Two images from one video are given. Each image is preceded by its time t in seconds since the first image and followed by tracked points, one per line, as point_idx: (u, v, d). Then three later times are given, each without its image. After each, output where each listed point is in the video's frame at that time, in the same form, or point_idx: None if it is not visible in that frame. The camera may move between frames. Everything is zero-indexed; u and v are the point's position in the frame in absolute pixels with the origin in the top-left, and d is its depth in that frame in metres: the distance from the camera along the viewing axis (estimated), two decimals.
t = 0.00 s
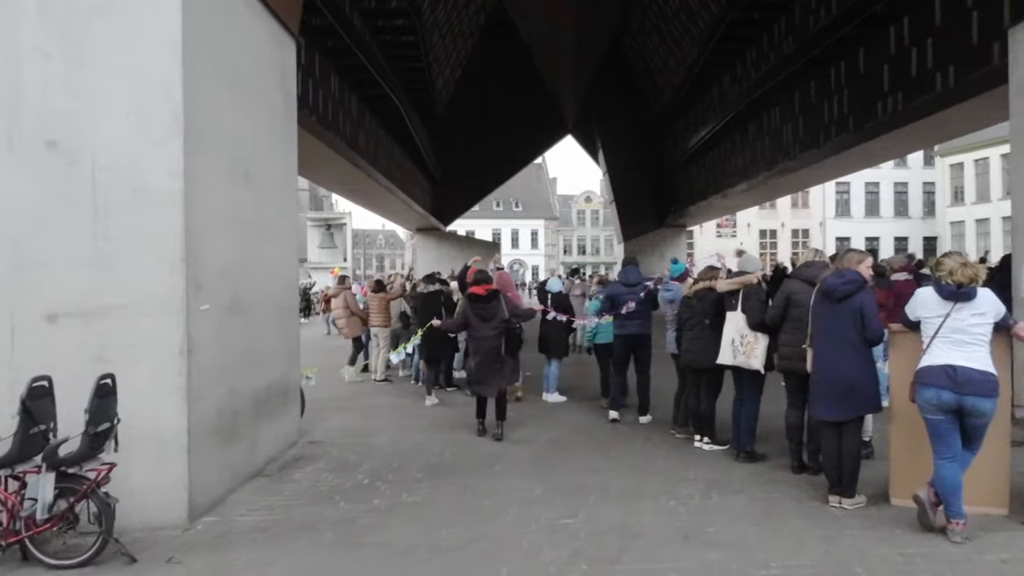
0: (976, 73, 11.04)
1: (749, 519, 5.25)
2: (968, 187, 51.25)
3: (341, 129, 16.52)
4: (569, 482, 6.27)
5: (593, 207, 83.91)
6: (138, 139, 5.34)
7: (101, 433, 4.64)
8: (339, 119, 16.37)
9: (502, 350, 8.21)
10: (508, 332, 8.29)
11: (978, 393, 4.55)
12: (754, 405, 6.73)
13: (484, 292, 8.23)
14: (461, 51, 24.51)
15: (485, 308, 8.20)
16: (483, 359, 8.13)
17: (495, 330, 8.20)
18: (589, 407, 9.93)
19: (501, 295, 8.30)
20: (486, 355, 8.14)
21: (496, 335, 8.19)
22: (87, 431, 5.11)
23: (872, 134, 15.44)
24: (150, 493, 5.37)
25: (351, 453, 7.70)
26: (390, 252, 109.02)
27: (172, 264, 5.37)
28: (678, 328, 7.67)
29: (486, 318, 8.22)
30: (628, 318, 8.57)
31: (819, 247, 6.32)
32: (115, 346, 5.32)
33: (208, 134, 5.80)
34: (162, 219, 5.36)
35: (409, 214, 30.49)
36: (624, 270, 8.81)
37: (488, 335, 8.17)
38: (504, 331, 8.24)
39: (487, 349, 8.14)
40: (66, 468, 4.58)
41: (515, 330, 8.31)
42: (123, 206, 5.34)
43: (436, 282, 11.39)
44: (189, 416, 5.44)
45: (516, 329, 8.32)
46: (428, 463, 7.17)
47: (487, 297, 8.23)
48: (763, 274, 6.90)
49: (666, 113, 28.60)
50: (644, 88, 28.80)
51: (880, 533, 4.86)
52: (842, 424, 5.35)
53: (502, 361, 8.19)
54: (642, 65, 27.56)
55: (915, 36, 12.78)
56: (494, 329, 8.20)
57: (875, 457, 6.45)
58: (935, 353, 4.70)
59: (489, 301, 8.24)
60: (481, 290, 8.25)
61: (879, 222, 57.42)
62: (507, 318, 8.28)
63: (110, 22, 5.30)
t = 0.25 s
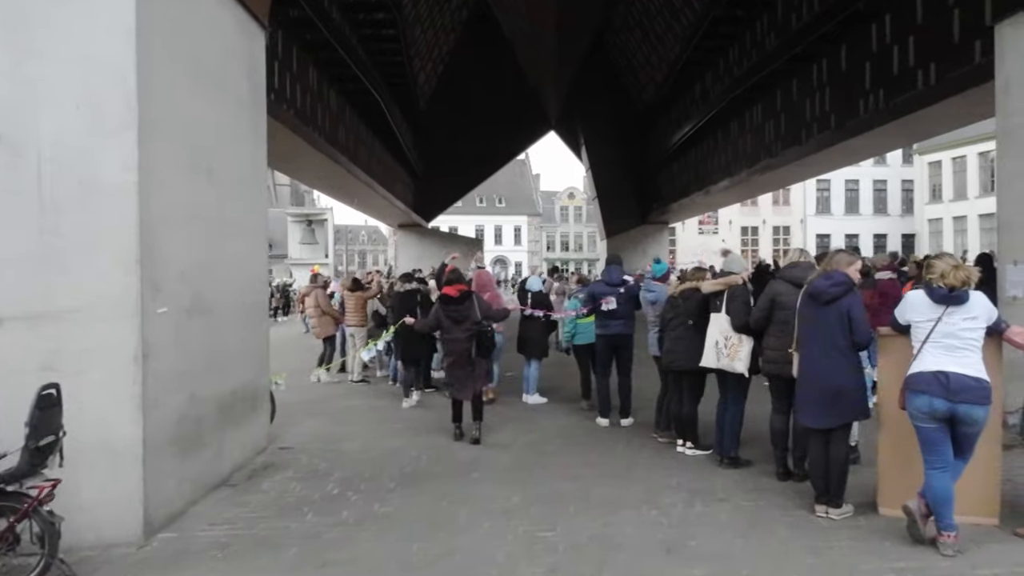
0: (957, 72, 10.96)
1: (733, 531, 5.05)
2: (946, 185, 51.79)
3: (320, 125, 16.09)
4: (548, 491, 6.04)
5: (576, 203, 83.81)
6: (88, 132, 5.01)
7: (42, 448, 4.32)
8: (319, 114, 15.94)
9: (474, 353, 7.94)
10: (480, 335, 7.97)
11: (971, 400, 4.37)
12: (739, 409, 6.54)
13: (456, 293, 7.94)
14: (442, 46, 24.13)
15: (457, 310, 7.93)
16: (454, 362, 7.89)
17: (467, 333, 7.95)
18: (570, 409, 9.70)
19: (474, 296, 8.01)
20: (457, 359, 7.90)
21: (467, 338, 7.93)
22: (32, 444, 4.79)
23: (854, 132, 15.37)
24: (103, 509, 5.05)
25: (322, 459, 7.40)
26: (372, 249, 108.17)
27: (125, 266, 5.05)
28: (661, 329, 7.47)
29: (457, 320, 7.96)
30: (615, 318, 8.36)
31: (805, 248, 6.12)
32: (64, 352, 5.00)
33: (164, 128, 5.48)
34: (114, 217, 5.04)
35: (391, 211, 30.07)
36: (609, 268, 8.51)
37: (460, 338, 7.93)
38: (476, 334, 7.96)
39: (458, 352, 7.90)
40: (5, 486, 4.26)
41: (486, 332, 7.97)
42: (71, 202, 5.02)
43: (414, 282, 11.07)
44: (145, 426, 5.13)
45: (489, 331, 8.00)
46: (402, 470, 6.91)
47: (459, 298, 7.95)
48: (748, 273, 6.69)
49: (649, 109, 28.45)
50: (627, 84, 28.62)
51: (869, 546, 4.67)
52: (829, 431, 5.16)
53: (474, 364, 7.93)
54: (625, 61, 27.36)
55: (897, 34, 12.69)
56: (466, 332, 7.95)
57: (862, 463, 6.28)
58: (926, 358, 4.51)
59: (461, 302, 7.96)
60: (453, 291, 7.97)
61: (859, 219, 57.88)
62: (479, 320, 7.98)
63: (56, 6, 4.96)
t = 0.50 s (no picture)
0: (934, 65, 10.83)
1: (713, 539, 4.81)
2: (918, 180, 52.44)
3: (293, 117, 15.53)
4: (519, 496, 5.76)
5: (554, 197, 83.61)
6: (18, 112, 4.64)
7: None
8: (291, 105, 15.38)
9: (440, 350, 7.62)
10: (445, 332, 7.68)
11: (963, 402, 4.15)
12: (719, 408, 6.30)
13: (420, 288, 7.59)
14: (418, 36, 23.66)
15: (422, 306, 7.58)
16: (420, 360, 7.53)
17: (433, 330, 7.61)
18: (545, 408, 9.42)
19: (439, 291, 7.68)
20: (423, 357, 7.54)
21: (433, 335, 7.59)
22: None
23: (831, 126, 15.26)
24: (36, 525, 4.67)
25: (284, 463, 7.04)
26: (349, 242, 107.04)
27: (59, 260, 4.68)
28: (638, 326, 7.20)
29: (423, 316, 7.61)
30: (590, 314, 8.05)
31: (786, 243, 5.91)
32: None
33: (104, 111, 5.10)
34: (46, 206, 4.67)
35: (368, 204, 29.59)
36: (586, 263, 8.23)
37: (425, 335, 7.58)
38: (441, 330, 7.65)
39: (424, 350, 7.54)
40: None
41: (452, 328, 7.69)
42: None
43: (386, 276, 10.62)
44: (83, 435, 4.74)
45: (455, 328, 7.71)
46: (367, 474, 6.57)
47: (424, 293, 7.60)
48: (729, 269, 6.43)
49: (627, 103, 28.24)
50: (606, 78, 28.36)
51: (854, 555, 4.45)
52: (812, 434, 4.93)
53: (440, 362, 7.60)
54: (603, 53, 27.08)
55: (874, 28, 12.54)
56: (431, 329, 7.61)
57: (844, 464, 6.09)
58: (916, 358, 4.29)
59: (426, 297, 7.62)
60: (418, 286, 7.61)
61: (834, 214, 58.42)
62: (445, 316, 7.67)
63: None
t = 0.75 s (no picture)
0: (917, 60, 10.70)
1: (701, 551, 4.56)
2: (896, 176, 52.92)
3: (268, 109, 15.05)
4: (498, 505, 5.49)
5: (536, 191, 83.36)
6: None
7: None
8: (267, 96, 14.91)
9: (414, 349, 7.30)
10: (419, 329, 7.33)
11: (962, 409, 3.94)
12: (705, 411, 6.06)
13: (392, 285, 7.28)
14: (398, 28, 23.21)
15: (395, 303, 7.28)
16: (393, 360, 7.23)
17: (406, 328, 7.29)
18: (526, 408, 9.15)
19: (413, 287, 7.36)
20: (397, 357, 7.25)
21: (406, 334, 7.29)
22: None
23: (814, 121, 15.13)
24: None
25: (251, 470, 6.70)
26: (329, 236, 105.95)
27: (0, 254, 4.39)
28: (621, 325, 6.96)
29: (396, 314, 7.30)
30: (572, 312, 7.80)
31: (773, 239, 5.66)
32: None
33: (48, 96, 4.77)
34: None
35: (348, 199, 29.07)
36: (569, 259, 7.91)
37: (398, 334, 7.27)
38: (415, 328, 7.32)
39: (397, 349, 7.24)
40: None
41: (426, 326, 7.32)
42: None
43: (363, 272, 10.22)
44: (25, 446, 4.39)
45: (429, 325, 7.37)
46: (338, 481, 6.26)
47: (397, 290, 7.30)
48: (715, 267, 6.22)
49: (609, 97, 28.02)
50: (587, 71, 28.10)
51: (849, 568, 4.23)
52: (803, 440, 4.71)
53: (414, 362, 7.30)
54: (585, 46, 26.81)
55: (857, 22, 12.39)
56: (404, 327, 7.29)
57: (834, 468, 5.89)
58: (913, 362, 4.07)
59: (398, 294, 7.31)
60: (389, 284, 7.31)
61: (814, 209, 58.80)
62: (419, 312, 7.34)
63: None
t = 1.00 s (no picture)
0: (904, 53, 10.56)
1: (699, 562, 4.34)
2: (876, 170, 53.35)
3: (245, 98, 14.59)
4: (483, 512, 5.23)
5: (519, 184, 83.04)
6: None
7: None
8: (244, 86, 14.42)
9: (394, 348, 7.00)
10: (401, 327, 7.04)
11: (976, 413, 3.75)
12: (699, 412, 5.85)
13: (372, 281, 6.97)
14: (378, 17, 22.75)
15: (375, 300, 6.97)
16: (373, 358, 6.94)
17: (386, 326, 6.99)
18: (511, 407, 8.89)
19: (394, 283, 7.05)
20: (377, 356, 6.95)
21: (386, 331, 6.99)
22: None
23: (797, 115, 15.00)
24: None
25: (224, 475, 6.38)
26: (309, 229, 104.82)
27: None
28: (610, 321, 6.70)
29: (376, 311, 6.99)
30: (560, 310, 7.54)
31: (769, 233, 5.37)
32: None
33: None
34: None
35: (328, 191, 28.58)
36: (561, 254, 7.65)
37: (379, 332, 6.97)
38: (395, 326, 7.02)
39: (376, 347, 6.94)
40: None
41: (407, 323, 7.03)
42: None
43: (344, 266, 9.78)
44: None
45: (411, 323, 7.06)
46: (315, 487, 5.96)
47: (376, 286, 6.99)
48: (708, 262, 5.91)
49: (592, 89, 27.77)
50: (571, 63, 27.81)
51: None
52: (803, 445, 4.49)
53: (395, 361, 7.00)
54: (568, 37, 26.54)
55: (843, 15, 12.22)
56: (385, 324, 6.99)
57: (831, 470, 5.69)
58: (924, 363, 3.87)
59: (378, 291, 7.00)
60: (369, 280, 7.00)
61: (795, 203, 59.13)
62: (400, 310, 7.03)
63: None
